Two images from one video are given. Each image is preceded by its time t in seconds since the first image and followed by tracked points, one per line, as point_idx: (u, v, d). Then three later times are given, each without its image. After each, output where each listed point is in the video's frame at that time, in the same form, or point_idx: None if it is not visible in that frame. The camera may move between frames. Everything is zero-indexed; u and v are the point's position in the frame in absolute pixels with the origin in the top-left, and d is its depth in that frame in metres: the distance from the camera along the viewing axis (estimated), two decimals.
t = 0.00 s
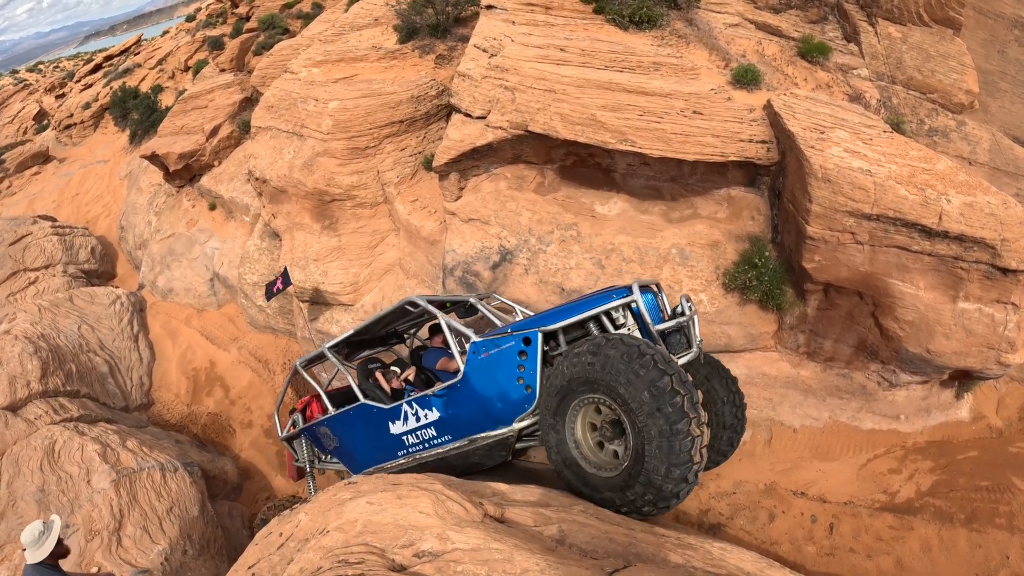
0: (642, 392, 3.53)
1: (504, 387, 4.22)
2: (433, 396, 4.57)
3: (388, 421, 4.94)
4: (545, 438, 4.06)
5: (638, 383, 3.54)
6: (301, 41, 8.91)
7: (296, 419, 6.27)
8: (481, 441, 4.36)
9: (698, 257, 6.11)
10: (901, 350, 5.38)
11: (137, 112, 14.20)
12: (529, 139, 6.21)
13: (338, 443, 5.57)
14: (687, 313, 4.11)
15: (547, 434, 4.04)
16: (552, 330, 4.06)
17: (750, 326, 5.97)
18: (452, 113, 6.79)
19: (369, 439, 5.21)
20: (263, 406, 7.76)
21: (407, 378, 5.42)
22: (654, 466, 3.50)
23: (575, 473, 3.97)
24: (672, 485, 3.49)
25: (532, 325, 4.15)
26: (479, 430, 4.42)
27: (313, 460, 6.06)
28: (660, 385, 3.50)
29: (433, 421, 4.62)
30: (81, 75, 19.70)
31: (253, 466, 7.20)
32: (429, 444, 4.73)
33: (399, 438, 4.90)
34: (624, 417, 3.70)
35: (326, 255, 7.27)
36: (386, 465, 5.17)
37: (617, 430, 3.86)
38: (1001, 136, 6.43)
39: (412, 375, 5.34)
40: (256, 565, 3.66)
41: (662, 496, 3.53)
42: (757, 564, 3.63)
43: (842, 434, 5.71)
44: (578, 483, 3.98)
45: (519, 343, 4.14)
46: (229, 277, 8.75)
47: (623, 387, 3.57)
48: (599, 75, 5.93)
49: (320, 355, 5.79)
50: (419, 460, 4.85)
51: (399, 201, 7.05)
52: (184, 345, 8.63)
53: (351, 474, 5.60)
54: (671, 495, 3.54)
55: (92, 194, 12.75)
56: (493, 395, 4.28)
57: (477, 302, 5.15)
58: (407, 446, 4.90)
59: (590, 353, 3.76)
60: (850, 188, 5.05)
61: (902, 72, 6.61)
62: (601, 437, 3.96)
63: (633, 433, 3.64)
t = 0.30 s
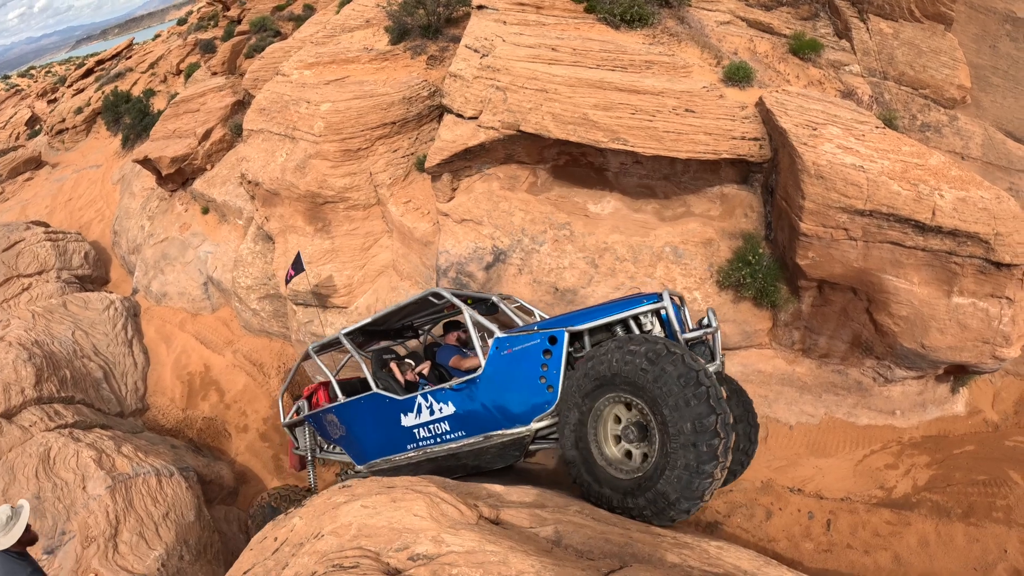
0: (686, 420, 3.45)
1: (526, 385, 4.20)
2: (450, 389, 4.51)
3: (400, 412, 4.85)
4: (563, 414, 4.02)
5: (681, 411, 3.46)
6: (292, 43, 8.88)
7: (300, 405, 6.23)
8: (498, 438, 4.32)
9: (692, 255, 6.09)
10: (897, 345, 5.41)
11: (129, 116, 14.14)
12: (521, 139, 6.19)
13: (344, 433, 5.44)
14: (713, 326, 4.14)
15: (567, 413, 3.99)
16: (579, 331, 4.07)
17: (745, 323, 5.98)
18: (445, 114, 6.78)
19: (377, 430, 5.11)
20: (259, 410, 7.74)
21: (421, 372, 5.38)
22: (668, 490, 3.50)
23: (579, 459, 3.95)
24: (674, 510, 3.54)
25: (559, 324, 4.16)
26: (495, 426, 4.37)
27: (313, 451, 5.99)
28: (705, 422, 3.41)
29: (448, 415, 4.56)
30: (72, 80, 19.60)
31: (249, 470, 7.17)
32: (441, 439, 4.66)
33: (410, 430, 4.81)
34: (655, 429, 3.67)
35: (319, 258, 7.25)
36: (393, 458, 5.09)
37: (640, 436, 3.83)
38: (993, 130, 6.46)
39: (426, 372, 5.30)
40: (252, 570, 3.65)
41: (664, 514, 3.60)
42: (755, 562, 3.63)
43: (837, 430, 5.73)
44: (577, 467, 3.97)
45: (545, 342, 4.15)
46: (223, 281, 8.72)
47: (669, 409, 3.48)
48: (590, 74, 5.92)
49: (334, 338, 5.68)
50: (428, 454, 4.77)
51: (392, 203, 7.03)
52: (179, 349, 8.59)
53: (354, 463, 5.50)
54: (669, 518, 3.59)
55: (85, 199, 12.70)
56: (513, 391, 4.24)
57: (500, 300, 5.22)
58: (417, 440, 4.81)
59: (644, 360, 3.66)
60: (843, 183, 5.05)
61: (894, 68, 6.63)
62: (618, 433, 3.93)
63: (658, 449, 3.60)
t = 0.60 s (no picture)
0: (714, 458, 3.49)
1: (544, 383, 4.20)
2: (463, 384, 4.50)
3: (411, 406, 4.83)
4: (593, 386, 4.01)
5: (710, 451, 3.50)
6: (283, 46, 8.84)
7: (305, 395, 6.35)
8: (510, 437, 4.32)
9: (683, 254, 6.08)
10: (890, 342, 5.41)
11: (122, 121, 14.10)
12: (511, 139, 6.18)
13: (350, 425, 5.42)
14: (732, 333, 4.11)
15: (597, 391, 3.99)
16: (600, 331, 4.09)
17: (738, 322, 5.98)
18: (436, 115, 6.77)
19: (384, 423, 5.10)
20: (254, 414, 7.72)
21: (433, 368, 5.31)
22: (668, 508, 3.66)
23: (588, 436, 4.01)
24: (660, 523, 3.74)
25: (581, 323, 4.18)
26: (509, 424, 4.36)
27: (316, 442, 6.07)
28: (730, 470, 3.46)
29: (461, 410, 4.55)
30: (64, 85, 19.54)
31: (244, 474, 7.15)
32: (452, 435, 4.65)
33: (420, 425, 4.80)
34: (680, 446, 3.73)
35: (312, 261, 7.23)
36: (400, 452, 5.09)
37: (658, 438, 3.90)
38: (985, 126, 6.47)
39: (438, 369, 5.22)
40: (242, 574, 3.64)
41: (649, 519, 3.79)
42: (747, 562, 3.65)
43: (832, 428, 5.74)
44: (584, 439, 4.04)
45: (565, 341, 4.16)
46: (216, 285, 8.70)
47: (704, 442, 3.50)
48: (580, 74, 5.92)
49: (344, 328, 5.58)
50: (437, 449, 4.76)
51: (384, 205, 7.01)
52: (173, 354, 8.57)
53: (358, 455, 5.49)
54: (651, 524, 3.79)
55: (78, 204, 12.66)
56: (530, 389, 4.25)
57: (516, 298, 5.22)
58: (425, 435, 4.81)
59: (697, 383, 3.62)
60: (834, 180, 5.05)
61: (885, 65, 6.64)
62: (638, 425, 3.99)
63: (676, 466, 3.69)
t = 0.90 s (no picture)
0: (720, 495, 3.52)
1: (555, 381, 4.24)
2: (473, 379, 4.51)
3: (417, 401, 4.82)
4: (636, 365, 3.95)
5: (717, 490, 3.53)
6: (279, 47, 8.82)
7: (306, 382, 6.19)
8: (519, 435, 4.34)
9: (679, 254, 6.08)
10: (886, 341, 5.40)
11: (119, 122, 14.10)
12: (506, 140, 6.18)
13: (352, 416, 5.38)
14: (747, 337, 4.25)
15: (636, 375, 3.94)
16: (616, 331, 4.14)
17: (733, 321, 5.98)
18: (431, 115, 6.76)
19: (389, 416, 5.07)
20: (251, 415, 7.72)
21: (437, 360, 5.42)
22: (656, 515, 3.77)
23: (606, 410, 4.00)
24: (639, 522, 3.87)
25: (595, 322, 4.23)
26: (517, 421, 4.39)
27: (315, 431, 6.03)
28: (730, 511, 3.52)
29: (469, 406, 4.56)
30: (63, 86, 19.55)
31: (241, 475, 7.16)
32: (459, 431, 4.67)
33: (426, 419, 4.80)
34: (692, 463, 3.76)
35: (308, 261, 7.24)
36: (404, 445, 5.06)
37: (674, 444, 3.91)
38: (982, 124, 6.47)
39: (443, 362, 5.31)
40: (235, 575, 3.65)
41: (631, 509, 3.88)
42: (740, 563, 3.65)
43: (828, 426, 5.74)
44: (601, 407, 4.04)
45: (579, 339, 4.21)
46: (213, 285, 8.70)
47: (719, 477, 3.51)
48: (575, 74, 5.92)
49: (351, 318, 5.61)
50: (442, 445, 4.76)
51: (380, 205, 7.01)
52: (170, 355, 8.57)
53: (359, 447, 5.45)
54: (630, 516, 3.90)
55: (76, 206, 12.66)
56: (541, 387, 4.28)
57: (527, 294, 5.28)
58: (431, 429, 4.79)
59: (736, 421, 3.56)
60: (829, 179, 5.06)
61: (881, 64, 6.64)
62: (659, 417, 3.99)
63: (684, 480, 3.73)
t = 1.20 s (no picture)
0: (698, 511, 3.67)
1: (565, 373, 4.27)
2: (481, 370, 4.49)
3: (423, 391, 4.80)
4: (694, 356, 3.89)
5: (698, 512, 3.67)
6: (270, 42, 8.78)
7: (306, 369, 6.00)
8: (529, 427, 4.37)
9: (668, 247, 6.07)
10: (875, 334, 5.43)
11: (111, 118, 14.04)
12: (495, 134, 6.18)
13: (355, 405, 5.30)
14: (756, 336, 4.42)
15: (687, 365, 3.89)
16: (630, 324, 4.22)
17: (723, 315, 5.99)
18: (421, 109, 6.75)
19: (393, 406, 5.01)
20: (243, 411, 7.71)
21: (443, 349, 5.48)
22: (635, 499, 3.89)
23: (640, 379, 4.00)
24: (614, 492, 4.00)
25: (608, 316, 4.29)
26: (526, 413, 4.40)
27: (315, 419, 5.86)
28: (698, 527, 3.69)
29: (477, 397, 4.55)
30: (54, 82, 19.43)
31: (233, 471, 7.16)
32: (465, 422, 4.65)
33: (431, 410, 4.77)
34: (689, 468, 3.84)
35: (299, 257, 7.23)
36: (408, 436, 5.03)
37: (685, 441, 3.95)
38: (973, 118, 6.51)
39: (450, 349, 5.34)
40: (223, 570, 3.65)
41: (612, 473, 3.99)
42: (728, 556, 3.66)
43: (818, 419, 5.78)
44: (635, 370, 4.04)
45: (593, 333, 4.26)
46: (205, 282, 8.68)
47: (708, 498, 3.63)
48: (564, 67, 5.91)
49: (355, 305, 5.47)
50: (448, 436, 4.74)
51: (370, 200, 7.01)
52: (163, 352, 8.54)
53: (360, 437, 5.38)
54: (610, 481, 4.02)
55: (68, 203, 12.61)
56: (551, 379, 4.30)
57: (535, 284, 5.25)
58: (437, 420, 4.76)
59: (748, 462, 3.57)
60: (818, 173, 5.07)
61: (873, 57, 6.64)
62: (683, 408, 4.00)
63: (678, 479, 3.82)
